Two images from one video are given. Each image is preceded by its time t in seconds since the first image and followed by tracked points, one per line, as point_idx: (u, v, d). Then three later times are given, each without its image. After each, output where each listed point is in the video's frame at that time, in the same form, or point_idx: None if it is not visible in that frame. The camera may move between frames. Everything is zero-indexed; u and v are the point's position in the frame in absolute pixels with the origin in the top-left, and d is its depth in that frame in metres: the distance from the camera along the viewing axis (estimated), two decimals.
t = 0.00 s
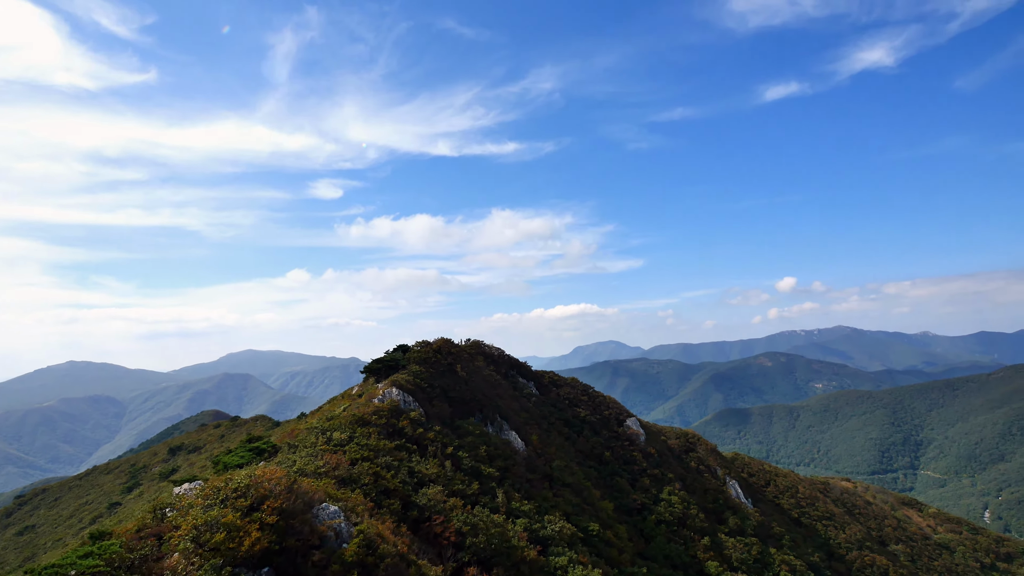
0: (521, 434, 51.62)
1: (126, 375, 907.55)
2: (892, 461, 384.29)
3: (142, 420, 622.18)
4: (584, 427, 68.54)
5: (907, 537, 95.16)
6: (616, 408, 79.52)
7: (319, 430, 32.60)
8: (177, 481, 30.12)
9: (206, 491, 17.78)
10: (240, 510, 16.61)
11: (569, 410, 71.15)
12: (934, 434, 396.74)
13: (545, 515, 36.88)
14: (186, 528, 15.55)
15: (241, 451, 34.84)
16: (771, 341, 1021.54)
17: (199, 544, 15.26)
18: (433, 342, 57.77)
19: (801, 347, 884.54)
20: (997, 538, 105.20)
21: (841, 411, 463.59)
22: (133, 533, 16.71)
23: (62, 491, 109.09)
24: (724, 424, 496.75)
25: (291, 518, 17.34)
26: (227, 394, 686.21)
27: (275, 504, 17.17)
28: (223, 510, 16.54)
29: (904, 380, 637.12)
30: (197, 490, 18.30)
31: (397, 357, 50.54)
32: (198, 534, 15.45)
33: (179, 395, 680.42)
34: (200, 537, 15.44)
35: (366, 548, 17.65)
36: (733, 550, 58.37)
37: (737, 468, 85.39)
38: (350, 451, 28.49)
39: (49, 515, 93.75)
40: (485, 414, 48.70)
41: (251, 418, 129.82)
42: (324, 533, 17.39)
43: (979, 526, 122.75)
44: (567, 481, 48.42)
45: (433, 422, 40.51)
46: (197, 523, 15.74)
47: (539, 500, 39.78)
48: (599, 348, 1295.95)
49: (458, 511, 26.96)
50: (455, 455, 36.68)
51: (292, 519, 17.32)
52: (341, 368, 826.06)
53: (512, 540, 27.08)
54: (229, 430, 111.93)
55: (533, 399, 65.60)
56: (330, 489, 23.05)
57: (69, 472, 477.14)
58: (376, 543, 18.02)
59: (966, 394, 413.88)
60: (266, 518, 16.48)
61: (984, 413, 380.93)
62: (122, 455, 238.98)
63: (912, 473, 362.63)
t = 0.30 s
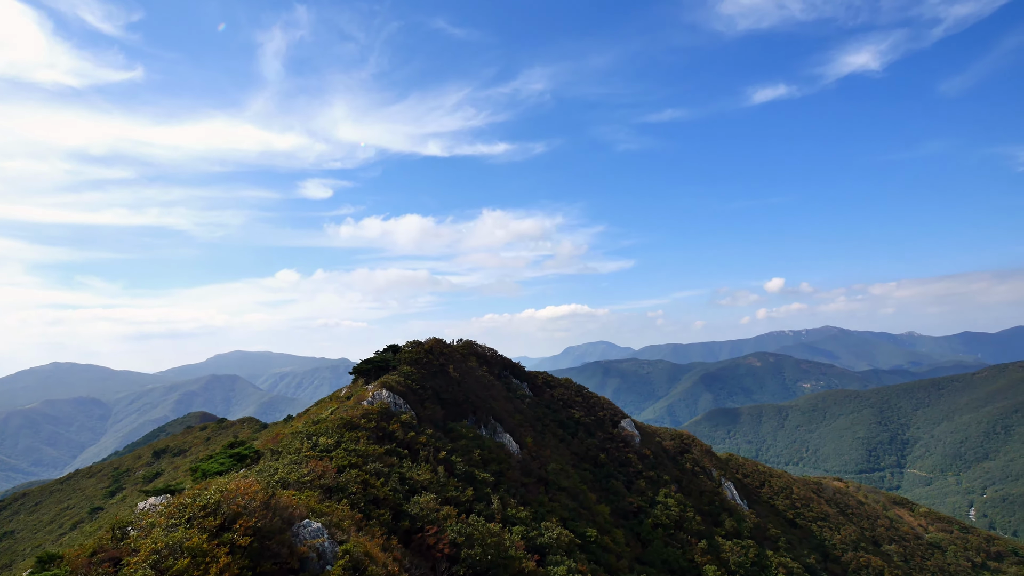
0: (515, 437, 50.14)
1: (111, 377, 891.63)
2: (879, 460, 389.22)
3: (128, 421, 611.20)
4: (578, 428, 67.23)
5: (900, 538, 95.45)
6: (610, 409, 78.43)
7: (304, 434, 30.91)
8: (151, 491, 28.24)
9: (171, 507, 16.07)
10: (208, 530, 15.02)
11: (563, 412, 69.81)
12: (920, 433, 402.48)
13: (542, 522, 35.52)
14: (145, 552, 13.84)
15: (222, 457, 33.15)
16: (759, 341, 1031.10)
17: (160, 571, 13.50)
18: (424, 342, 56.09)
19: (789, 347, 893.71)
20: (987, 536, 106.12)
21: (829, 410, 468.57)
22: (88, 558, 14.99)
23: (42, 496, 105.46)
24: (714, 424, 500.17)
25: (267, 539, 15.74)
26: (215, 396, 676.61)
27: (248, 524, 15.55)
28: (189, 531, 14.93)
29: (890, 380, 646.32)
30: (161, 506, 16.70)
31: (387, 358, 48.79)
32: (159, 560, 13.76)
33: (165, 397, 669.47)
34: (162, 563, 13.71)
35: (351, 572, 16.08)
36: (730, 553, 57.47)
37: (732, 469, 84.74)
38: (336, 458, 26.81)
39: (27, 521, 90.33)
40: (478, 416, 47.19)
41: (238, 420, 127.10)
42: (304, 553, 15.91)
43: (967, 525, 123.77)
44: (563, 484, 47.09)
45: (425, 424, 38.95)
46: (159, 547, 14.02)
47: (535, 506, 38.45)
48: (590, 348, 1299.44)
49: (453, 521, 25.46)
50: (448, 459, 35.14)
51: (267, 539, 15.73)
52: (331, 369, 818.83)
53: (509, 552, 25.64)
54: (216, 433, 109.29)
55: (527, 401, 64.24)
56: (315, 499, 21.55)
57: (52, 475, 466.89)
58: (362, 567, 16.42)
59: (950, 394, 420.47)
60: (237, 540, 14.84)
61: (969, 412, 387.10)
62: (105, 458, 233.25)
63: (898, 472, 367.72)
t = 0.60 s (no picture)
0: (516, 438, 48.71)
1: (105, 376, 885.22)
2: (875, 459, 390.19)
3: (122, 421, 606.09)
4: (579, 430, 65.84)
5: (901, 539, 94.61)
6: (611, 409, 77.14)
7: (295, 437, 29.38)
8: (132, 500, 26.59)
9: (141, 523, 14.56)
10: (179, 550, 13.55)
11: (563, 412, 68.38)
12: (916, 433, 403.61)
13: (545, 527, 34.14)
14: None
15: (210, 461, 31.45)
16: (755, 340, 1033.44)
17: None
18: (422, 340, 54.64)
19: (785, 347, 895.24)
20: (988, 536, 105.51)
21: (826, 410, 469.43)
22: None
23: (32, 498, 103.23)
24: (710, 424, 500.35)
25: (246, 562, 14.20)
26: (210, 395, 672.24)
27: (225, 543, 14.03)
28: (158, 552, 13.47)
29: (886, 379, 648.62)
30: (130, 520, 15.17)
31: (383, 357, 47.21)
32: None
33: (160, 396, 664.44)
34: None
35: None
36: (734, 557, 56.16)
37: (734, 470, 83.55)
38: (328, 464, 25.30)
39: (16, 523, 88.16)
40: (477, 418, 45.76)
41: (233, 420, 125.08)
42: None
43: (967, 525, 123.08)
44: (565, 487, 45.69)
45: (423, 426, 37.44)
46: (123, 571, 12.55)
47: (537, 510, 37.11)
48: (586, 347, 1299.72)
49: (453, 529, 24.07)
50: (447, 463, 33.71)
51: (247, 563, 14.22)
52: (327, 368, 815.06)
53: (513, 561, 24.20)
54: (210, 433, 107.37)
55: (526, 401, 62.85)
56: (305, 510, 20.07)
57: (46, 476, 462.08)
58: None
59: (946, 393, 421.77)
60: (211, 564, 13.31)
61: (965, 411, 388.39)
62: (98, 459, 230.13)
63: (894, 471, 368.94)
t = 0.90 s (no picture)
0: (515, 440, 47.32)
1: (99, 377, 877.55)
2: (871, 458, 391.31)
3: (116, 422, 600.24)
4: (579, 430, 64.64)
5: (902, 539, 94.01)
6: (611, 409, 75.82)
7: (284, 441, 27.81)
8: (109, 512, 24.93)
9: (97, 543, 13.07)
10: None
11: (563, 413, 67.14)
12: (911, 432, 404.90)
13: (547, 533, 32.74)
14: None
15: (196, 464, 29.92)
16: (751, 340, 1036.63)
17: None
18: (419, 339, 53.17)
19: (781, 347, 897.68)
20: (987, 536, 105.07)
21: (822, 409, 470.20)
22: None
23: (22, 499, 101.14)
24: (707, 423, 500.91)
25: None
26: (206, 395, 667.35)
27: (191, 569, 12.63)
28: None
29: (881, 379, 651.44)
30: (84, 542, 13.50)
31: (378, 356, 45.72)
32: None
33: (155, 397, 658.71)
34: None
35: None
36: (738, 560, 54.97)
37: (735, 471, 82.47)
38: (319, 469, 23.73)
39: (4, 526, 86.10)
40: (476, 418, 44.29)
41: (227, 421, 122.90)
42: None
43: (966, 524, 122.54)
44: (566, 490, 44.23)
45: (420, 428, 36.03)
46: None
47: (539, 515, 35.76)
48: (583, 347, 1300.08)
49: (452, 539, 22.60)
50: (446, 466, 32.30)
51: None
52: (323, 368, 810.63)
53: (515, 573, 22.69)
54: (203, 434, 105.29)
55: (525, 401, 61.44)
56: (292, 522, 18.62)
57: (38, 477, 456.83)
58: None
59: (941, 392, 423.41)
60: None
61: (960, 410, 389.83)
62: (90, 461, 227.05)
63: (890, 470, 370.09)
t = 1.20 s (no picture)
0: (515, 441, 45.97)
1: (92, 376, 868.93)
2: (866, 458, 393.16)
3: (110, 421, 594.42)
4: (579, 430, 63.26)
5: (903, 539, 93.58)
6: (611, 409, 74.43)
7: (272, 443, 26.18)
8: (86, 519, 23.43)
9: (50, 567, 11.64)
10: None
11: (562, 412, 65.69)
12: (905, 431, 406.84)
13: (550, 539, 31.34)
14: None
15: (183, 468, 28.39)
16: (747, 340, 1040.36)
17: None
18: (415, 337, 51.56)
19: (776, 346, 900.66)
20: (987, 536, 104.71)
21: (817, 408, 471.47)
22: None
23: (11, 500, 99.11)
24: (702, 422, 502.01)
25: None
26: (200, 395, 662.16)
27: None
28: None
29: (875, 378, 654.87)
30: (33, 564, 12.02)
31: (373, 354, 44.16)
32: None
33: (148, 396, 652.69)
34: None
35: None
36: (742, 563, 53.82)
37: (735, 471, 81.47)
38: (310, 474, 22.24)
39: None
40: (475, 418, 42.80)
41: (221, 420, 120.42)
42: None
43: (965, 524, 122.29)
44: (568, 493, 42.85)
45: (417, 429, 34.49)
46: None
47: (541, 520, 34.35)
48: (579, 347, 1300.93)
49: (451, 549, 21.17)
50: (445, 470, 30.79)
51: None
52: (319, 368, 806.70)
53: None
54: (197, 434, 103.24)
55: (525, 400, 60.01)
56: (274, 536, 17.12)
57: (30, 477, 451.59)
58: None
59: (935, 391, 425.89)
60: None
61: (954, 409, 392.01)
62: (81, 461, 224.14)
63: (884, 469, 371.92)
